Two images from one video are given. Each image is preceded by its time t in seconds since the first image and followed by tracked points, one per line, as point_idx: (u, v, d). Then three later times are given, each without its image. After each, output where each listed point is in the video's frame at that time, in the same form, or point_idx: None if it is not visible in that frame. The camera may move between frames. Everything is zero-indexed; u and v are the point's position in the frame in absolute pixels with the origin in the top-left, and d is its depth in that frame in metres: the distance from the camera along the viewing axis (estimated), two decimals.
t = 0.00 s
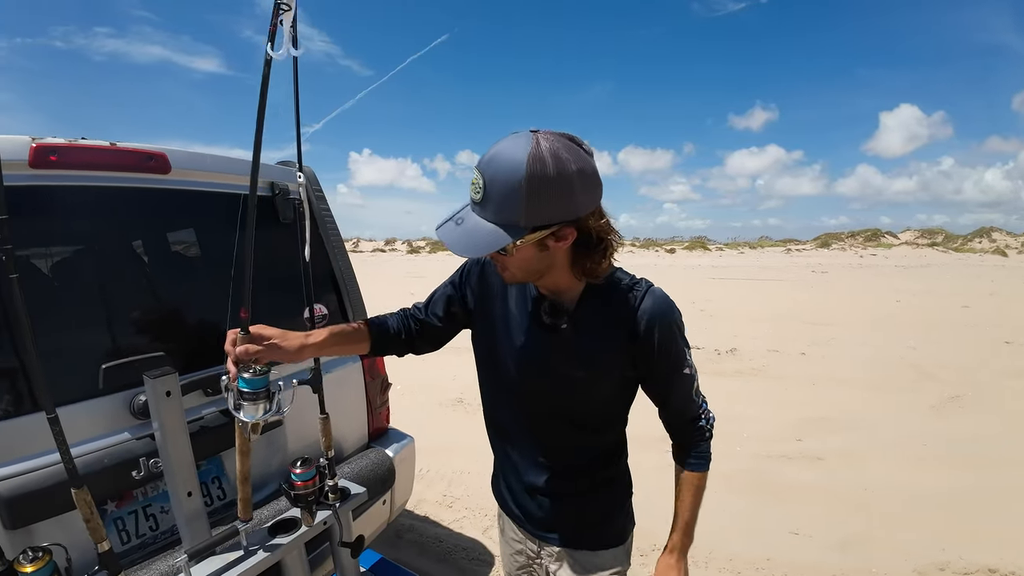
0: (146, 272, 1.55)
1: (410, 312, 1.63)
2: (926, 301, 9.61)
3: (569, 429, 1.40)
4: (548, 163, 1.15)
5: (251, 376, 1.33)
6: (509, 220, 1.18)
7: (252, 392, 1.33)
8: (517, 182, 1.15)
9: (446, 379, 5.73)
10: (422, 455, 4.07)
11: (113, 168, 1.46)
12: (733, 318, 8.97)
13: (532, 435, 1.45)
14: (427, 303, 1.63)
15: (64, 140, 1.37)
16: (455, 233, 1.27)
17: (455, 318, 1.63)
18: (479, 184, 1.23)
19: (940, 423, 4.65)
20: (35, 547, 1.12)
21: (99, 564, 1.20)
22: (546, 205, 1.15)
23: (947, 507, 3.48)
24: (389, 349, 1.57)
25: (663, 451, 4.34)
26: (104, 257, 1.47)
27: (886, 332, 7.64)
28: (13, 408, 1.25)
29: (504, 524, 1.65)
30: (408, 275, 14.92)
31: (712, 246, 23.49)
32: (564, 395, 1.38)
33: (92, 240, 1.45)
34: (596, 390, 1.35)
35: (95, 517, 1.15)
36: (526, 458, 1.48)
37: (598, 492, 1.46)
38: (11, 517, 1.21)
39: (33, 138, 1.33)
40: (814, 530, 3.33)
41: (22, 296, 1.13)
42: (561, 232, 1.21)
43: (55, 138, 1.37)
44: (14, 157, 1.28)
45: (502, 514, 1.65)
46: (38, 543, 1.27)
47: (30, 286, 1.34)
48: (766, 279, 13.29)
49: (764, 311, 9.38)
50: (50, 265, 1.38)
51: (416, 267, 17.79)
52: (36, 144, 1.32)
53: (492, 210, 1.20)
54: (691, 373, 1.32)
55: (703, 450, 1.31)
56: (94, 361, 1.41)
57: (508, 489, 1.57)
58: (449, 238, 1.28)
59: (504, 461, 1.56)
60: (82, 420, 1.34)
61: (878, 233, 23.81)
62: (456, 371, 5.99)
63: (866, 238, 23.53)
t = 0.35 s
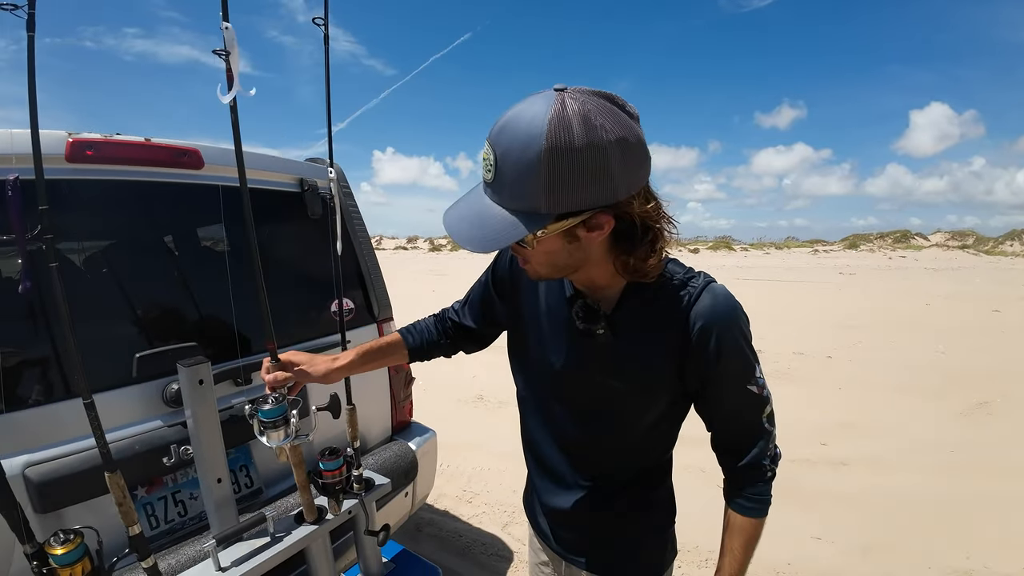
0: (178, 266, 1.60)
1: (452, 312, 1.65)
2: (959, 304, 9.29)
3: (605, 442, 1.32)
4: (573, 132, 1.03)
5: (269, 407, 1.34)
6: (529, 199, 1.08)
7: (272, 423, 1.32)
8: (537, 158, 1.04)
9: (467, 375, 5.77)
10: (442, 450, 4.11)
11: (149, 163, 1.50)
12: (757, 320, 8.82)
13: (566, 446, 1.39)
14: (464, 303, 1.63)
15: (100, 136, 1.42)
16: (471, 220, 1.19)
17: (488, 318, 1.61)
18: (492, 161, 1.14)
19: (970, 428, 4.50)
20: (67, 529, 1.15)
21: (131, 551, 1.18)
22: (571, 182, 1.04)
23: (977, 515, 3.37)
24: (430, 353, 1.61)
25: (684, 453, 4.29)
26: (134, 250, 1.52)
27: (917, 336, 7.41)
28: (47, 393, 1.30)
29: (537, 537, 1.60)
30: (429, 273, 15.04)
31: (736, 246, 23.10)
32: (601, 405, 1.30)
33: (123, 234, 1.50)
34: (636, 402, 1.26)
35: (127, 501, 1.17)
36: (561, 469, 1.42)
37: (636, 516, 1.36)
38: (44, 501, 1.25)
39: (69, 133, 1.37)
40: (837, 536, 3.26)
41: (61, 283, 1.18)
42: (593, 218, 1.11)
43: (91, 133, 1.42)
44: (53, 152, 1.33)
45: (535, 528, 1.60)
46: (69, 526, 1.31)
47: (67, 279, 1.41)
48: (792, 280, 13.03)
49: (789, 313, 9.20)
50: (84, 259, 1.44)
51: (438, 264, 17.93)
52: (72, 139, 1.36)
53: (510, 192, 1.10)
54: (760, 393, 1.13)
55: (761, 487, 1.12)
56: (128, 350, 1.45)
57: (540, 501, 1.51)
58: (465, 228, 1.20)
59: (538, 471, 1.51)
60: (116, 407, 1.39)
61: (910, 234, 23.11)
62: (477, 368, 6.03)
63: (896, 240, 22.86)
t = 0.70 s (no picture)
0: (204, 260, 1.66)
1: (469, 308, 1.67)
2: (990, 308, 9.00)
3: (625, 447, 1.32)
4: (589, 113, 1.03)
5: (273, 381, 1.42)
6: (545, 180, 1.08)
7: (274, 395, 1.40)
8: (549, 141, 1.05)
9: (485, 373, 5.81)
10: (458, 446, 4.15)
11: (178, 161, 1.56)
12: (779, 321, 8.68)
13: (587, 449, 1.40)
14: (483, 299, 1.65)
15: (131, 134, 1.48)
16: (482, 209, 1.21)
17: (505, 314, 1.62)
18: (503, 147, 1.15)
19: (998, 435, 4.38)
20: (95, 510, 1.20)
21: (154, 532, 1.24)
22: (587, 163, 1.04)
23: (1003, 523, 3.27)
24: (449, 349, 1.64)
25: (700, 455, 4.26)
26: (163, 245, 1.57)
27: (945, 340, 7.21)
28: (77, 381, 1.36)
29: (556, 538, 1.61)
30: (448, 272, 15.15)
31: (759, 247, 22.74)
32: (622, 409, 1.30)
33: (152, 230, 1.55)
34: (657, 408, 1.25)
35: (153, 484, 1.22)
36: (582, 472, 1.43)
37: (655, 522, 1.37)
38: (72, 484, 1.31)
39: (101, 132, 1.43)
40: (856, 542, 3.20)
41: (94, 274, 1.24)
42: (611, 206, 1.11)
43: (122, 131, 1.48)
44: (85, 150, 1.39)
45: (555, 530, 1.62)
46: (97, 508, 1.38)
47: (99, 274, 1.46)
48: (816, 281, 12.78)
49: (812, 315, 9.03)
50: (114, 254, 1.49)
51: (457, 263, 18.04)
52: (104, 137, 1.42)
53: (523, 179, 1.12)
54: (790, 414, 1.10)
55: (776, 513, 1.10)
56: (157, 341, 1.51)
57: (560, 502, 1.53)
58: (476, 219, 1.21)
59: (560, 472, 1.52)
60: (144, 395, 1.45)
61: (939, 236, 22.48)
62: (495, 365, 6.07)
63: (925, 241, 22.25)
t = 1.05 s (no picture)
0: (219, 261, 1.73)
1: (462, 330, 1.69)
2: (1009, 313, 8.83)
3: (616, 443, 1.36)
4: (583, 119, 1.08)
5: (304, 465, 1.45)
6: (538, 179, 1.12)
7: (304, 480, 1.43)
8: (543, 144, 1.09)
9: (495, 373, 5.86)
10: (466, 446, 4.20)
11: (194, 166, 1.62)
12: (792, 325, 8.61)
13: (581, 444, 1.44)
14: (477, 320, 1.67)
15: (148, 141, 1.54)
16: (479, 209, 1.24)
17: (501, 330, 1.64)
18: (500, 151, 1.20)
19: (1013, 442, 4.31)
20: (110, 495, 1.27)
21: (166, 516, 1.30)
22: (578, 163, 1.09)
23: (1013, 531, 3.23)
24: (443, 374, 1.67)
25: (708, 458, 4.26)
26: (179, 245, 1.65)
27: (961, 344, 7.10)
28: (94, 375, 1.44)
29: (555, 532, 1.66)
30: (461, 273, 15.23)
31: (774, 249, 22.48)
32: (610, 406, 1.34)
33: (169, 231, 1.63)
34: (644, 405, 1.29)
35: (166, 471, 1.29)
36: (576, 468, 1.48)
37: (647, 517, 1.40)
38: (90, 472, 1.38)
39: (120, 139, 1.50)
40: (861, 547, 3.19)
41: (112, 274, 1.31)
42: (601, 206, 1.16)
43: (140, 138, 1.54)
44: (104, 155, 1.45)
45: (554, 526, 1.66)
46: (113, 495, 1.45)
47: (118, 273, 1.54)
48: (831, 285, 12.62)
49: (826, 319, 8.93)
50: (132, 253, 1.57)
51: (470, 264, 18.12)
52: (123, 143, 1.49)
53: (517, 181, 1.16)
54: (754, 406, 1.13)
55: (733, 498, 1.14)
56: (172, 338, 1.58)
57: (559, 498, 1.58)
58: (474, 218, 1.25)
59: (558, 468, 1.57)
60: (159, 389, 1.51)
61: (958, 239, 22.06)
62: (504, 366, 6.11)
63: (944, 244, 21.86)
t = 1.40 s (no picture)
0: (226, 266, 1.80)
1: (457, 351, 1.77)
2: (1017, 317, 8.76)
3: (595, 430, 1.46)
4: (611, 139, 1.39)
5: (319, 489, 1.49)
6: (583, 166, 1.32)
7: (320, 503, 1.47)
8: (594, 142, 1.33)
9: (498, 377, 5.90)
10: (468, 449, 4.25)
11: (200, 176, 1.70)
12: (797, 329, 8.59)
13: (563, 435, 1.53)
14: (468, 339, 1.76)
15: (157, 153, 1.61)
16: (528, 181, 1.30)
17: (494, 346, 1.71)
18: (545, 143, 1.34)
19: (1014, 447, 4.30)
20: (118, 490, 1.33)
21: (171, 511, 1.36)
22: (609, 161, 1.35)
23: (1010, 537, 3.24)
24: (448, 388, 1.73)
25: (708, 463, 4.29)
26: (187, 251, 1.71)
27: (967, 349, 7.06)
28: (103, 377, 1.50)
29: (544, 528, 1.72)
30: (467, 277, 15.29)
31: (781, 253, 22.37)
32: (589, 394, 1.44)
33: (177, 237, 1.69)
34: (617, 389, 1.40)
35: (171, 467, 1.35)
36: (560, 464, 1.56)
37: (629, 501, 1.48)
38: (99, 468, 1.44)
39: (130, 151, 1.57)
40: (860, 552, 3.20)
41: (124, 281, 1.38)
42: (611, 199, 1.42)
43: (149, 150, 1.61)
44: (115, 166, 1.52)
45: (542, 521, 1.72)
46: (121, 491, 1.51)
47: (128, 277, 1.60)
48: (838, 289, 12.56)
49: (831, 323, 8.91)
50: (141, 258, 1.63)
51: (475, 268, 18.18)
52: (133, 155, 1.56)
53: (568, 164, 1.32)
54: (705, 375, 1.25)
55: (694, 461, 1.22)
56: (180, 341, 1.64)
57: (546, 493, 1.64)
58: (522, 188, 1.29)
59: (543, 465, 1.64)
60: (166, 390, 1.57)
61: (967, 242, 21.88)
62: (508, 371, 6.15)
63: (953, 248, 21.69)
